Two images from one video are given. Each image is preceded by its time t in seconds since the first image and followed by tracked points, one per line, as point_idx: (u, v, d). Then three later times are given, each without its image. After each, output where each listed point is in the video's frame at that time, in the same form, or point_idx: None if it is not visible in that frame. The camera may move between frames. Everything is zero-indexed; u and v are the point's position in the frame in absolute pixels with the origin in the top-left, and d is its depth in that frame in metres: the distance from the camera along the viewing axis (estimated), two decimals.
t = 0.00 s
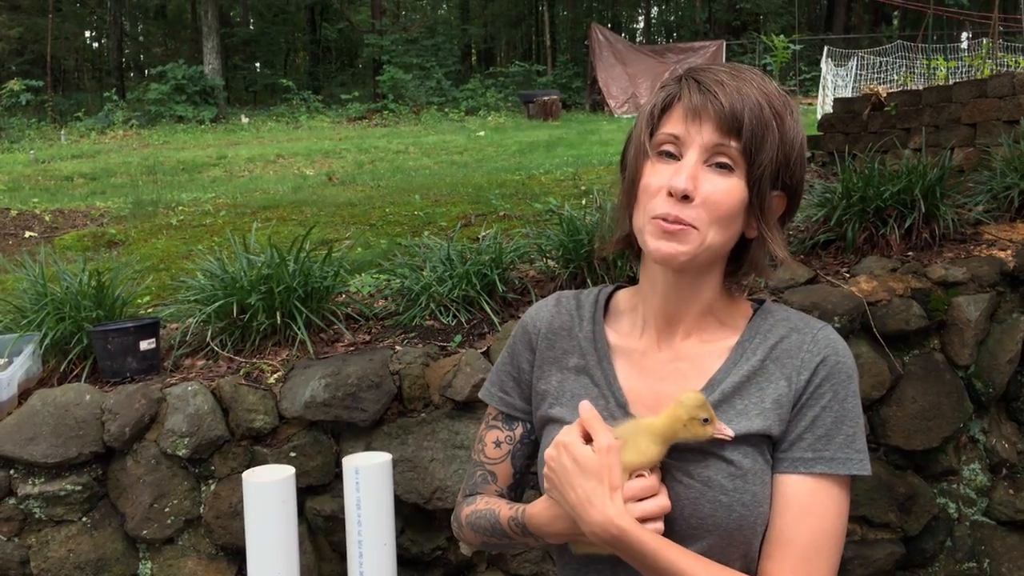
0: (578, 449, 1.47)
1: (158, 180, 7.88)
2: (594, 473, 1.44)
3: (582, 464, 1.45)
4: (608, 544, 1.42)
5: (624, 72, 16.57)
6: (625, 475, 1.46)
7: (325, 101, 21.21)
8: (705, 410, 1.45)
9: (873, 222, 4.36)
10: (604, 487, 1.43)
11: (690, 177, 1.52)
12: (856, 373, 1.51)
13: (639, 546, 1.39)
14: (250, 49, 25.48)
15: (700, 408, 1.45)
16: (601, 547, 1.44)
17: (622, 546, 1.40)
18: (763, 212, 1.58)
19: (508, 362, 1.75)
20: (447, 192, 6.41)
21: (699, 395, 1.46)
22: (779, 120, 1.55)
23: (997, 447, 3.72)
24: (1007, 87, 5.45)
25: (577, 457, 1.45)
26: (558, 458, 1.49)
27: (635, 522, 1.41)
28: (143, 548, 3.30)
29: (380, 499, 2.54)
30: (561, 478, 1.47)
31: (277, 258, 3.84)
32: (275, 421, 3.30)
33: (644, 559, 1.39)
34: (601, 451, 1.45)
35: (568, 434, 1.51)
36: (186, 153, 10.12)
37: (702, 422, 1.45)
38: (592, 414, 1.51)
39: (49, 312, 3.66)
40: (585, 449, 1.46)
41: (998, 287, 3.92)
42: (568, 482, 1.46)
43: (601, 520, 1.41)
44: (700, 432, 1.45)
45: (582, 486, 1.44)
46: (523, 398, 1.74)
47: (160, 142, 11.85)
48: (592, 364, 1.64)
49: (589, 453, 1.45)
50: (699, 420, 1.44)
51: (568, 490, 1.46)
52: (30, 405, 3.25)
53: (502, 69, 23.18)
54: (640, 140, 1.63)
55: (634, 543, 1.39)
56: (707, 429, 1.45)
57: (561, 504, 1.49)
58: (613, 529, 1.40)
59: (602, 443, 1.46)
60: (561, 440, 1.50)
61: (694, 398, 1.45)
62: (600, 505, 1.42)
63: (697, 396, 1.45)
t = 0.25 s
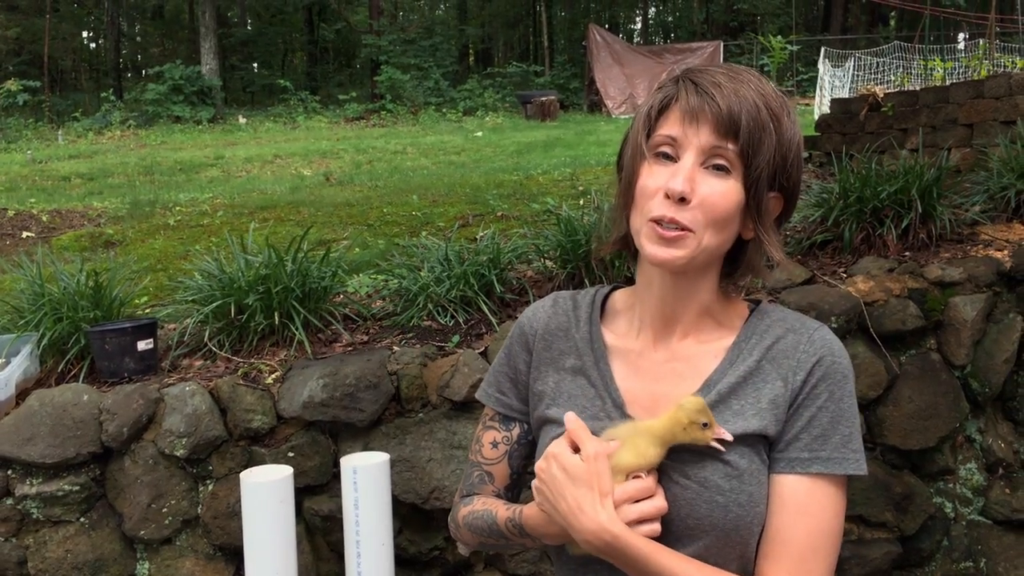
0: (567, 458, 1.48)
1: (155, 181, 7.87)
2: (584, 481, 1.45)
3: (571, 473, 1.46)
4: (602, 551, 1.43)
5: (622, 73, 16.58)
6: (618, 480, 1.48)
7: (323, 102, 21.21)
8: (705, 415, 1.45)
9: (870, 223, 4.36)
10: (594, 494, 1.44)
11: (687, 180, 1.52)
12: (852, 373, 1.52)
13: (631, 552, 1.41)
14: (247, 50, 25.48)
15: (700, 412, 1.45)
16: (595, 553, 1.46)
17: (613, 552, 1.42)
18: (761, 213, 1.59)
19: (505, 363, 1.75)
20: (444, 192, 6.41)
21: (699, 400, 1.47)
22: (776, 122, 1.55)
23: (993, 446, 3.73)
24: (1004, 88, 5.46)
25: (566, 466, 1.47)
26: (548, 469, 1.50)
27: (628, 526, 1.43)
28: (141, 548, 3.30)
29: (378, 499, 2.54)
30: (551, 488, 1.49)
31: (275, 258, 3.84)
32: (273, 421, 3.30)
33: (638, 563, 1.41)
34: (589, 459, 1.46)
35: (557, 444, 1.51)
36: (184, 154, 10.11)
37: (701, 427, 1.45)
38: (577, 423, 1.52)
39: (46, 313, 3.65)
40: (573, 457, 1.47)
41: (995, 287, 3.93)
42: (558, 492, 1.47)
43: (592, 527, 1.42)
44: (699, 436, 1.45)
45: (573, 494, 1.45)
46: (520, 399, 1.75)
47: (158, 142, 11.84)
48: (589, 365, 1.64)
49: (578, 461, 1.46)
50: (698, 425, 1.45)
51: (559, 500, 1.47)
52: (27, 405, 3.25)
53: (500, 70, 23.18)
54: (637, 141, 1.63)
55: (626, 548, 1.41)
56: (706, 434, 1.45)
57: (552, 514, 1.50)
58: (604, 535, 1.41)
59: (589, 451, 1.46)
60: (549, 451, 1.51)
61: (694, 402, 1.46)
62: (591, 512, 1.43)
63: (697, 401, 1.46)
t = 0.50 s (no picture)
0: (555, 452, 1.47)
1: (147, 172, 7.82)
2: (573, 475, 1.45)
3: (559, 466, 1.46)
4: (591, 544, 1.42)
5: (616, 65, 16.54)
6: (607, 475, 1.46)
7: (316, 93, 21.11)
8: (704, 414, 1.44)
9: (864, 216, 4.36)
10: (582, 487, 1.44)
11: (676, 167, 1.51)
12: (846, 366, 1.51)
13: (621, 544, 1.39)
14: (239, 40, 25.33)
15: (699, 411, 1.44)
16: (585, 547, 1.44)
17: (603, 544, 1.40)
18: (753, 205, 1.57)
19: (499, 354, 1.74)
20: (438, 185, 6.39)
21: (699, 398, 1.45)
22: (770, 112, 1.54)
23: (985, 439, 3.73)
24: (997, 81, 5.46)
25: (554, 459, 1.46)
26: (536, 464, 1.49)
27: (617, 519, 1.42)
28: (132, 540, 3.28)
29: (371, 492, 2.53)
30: (539, 483, 1.48)
31: (267, 250, 3.81)
32: (264, 414, 3.29)
33: (627, 556, 1.39)
34: (577, 453, 1.46)
35: (544, 440, 1.51)
36: (176, 145, 10.05)
37: (698, 427, 1.44)
38: (563, 418, 1.52)
39: (36, 304, 3.63)
40: (561, 451, 1.47)
41: (987, 280, 3.93)
42: (547, 486, 1.47)
43: (582, 519, 1.41)
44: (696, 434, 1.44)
45: (561, 488, 1.45)
46: (513, 390, 1.73)
47: (149, 133, 11.77)
48: (583, 356, 1.63)
49: (566, 455, 1.46)
50: (695, 425, 1.43)
51: (547, 494, 1.46)
52: (17, 397, 3.23)
53: (494, 61, 23.10)
54: (629, 129, 1.62)
55: (615, 540, 1.39)
56: (704, 434, 1.44)
57: (541, 510, 1.49)
58: (594, 527, 1.40)
59: (577, 444, 1.47)
60: (537, 446, 1.51)
61: (695, 401, 1.45)
62: (580, 504, 1.42)
63: (697, 400, 1.45)
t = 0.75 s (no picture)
0: (549, 446, 1.46)
1: (142, 162, 7.78)
2: (569, 467, 1.44)
3: (554, 460, 1.45)
4: (591, 537, 1.40)
5: (612, 56, 16.48)
6: (604, 470, 1.45)
7: (311, 83, 21.02)
8: (704, 419, 1.41)
9: (861, 207, 4.35)
10: (579, 479, 1.43)
11: (671, 165, 1.50)
12: (846, 357, 1.50)
13: (620, 534, 1.38)
14: (234, 30, 25.21)
15: (699, 416, 1.41)
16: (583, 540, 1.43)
17: (603, 535, 1.39)
18: (751, 198, 1.56)
19: (496, 344, 1.73)
20: (434, 175, 6.36)
21: (703, 401, 1.42)
22: (766, 105, 1.52)
23: (982, 430, 3.74)
24: (995, 72, 5.45)
25: (549, 454, 1.45)
26: (529, 460, 1.48)
27: (616, 508, 1.40)
28: (127, 532, 3.27)
29: (367, 483, 2.52)
30: (535, 479, 1.46)
31: (262, 241, 3.79)
32: (260, 405, 3.27)
33: (626, 548, 1.38)
34: (571, 445, 1.45)
35: (537, 435, 1.51)
36: (171, 135, 10.00)
37: (695, 429, 1.42)
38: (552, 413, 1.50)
39: (30, 295, 3.60)
40: (555, 445, 1.46)
41: (985, 271, 3.93)
42: (542, 481, 1.45)
43: (581, 510, 1.40)
44: (697, 436, 1.42)
45: (557, 482, 1.44)
46: (510, 381, 1.72)
47: (144, 124, 11.71)
48: (581, 347, 1.62)
49: (561, 449, 1.45)
50: (692, 427, 1.42)
51: (543, 489, 1.45)
52: (11, 388, 3.21)
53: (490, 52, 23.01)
54: (624, 123, 1.61)
55: (615, 531, 1.38)
56: (700, 438, 1.42)
57: (537, 506, 1.47)
58: (594, 516, 1.39)
59: (571, 437, 1.46)
60: (529, 443, 1.50)
61: (696, 403, 1.42)
62: (578, 495, 1.41)
63: (700, 403, 1.41)
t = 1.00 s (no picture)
0: (547, 442, 1.41)
1: (139, 155, 7.76)
2: (569, 464, 1.40)
3: (553, 456, 1.40)
4: (592, 533, 1.39)
5: (611, 48, 16.44)
6: (599, 466, 1.43)
7: (310, 76, 20.96)
8: (702, 422, 1.39)
9: (860, 200, 4.34)
10: (579, 475, 1.39)
11: (677, 159, 1.48)
12: (845, 355, 1.49)
13: (620, 532, 1.37)
14: (232, 22, 25.15)
15: (698, 418, 1.39)
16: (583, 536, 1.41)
17: (601, 532, 1.37)
18: (755, 189, 1.55)
19: (493, 339, 1.72)
20: (432, 168, 6.34)
21: (701, 403, 1.40)
22: (767, 94, 1.51)
23: (981, 424, 3.73)
24: (995, 65, 5.43)
25: (549, 449, 1.40)
26: (526, 456, 1.42)
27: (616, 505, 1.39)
28: (124, 526, 3.26)
29: (364, 477, 2.51)
30: (530, 474, 1.41)
31: (259, 233, 3.78)
32: (257, 399, 3.26)
33: (626, 545, 1.37)
34: (572, 441, 1.41)
35: (531, 428, 1.44)
36: (169, 128, 9.97)
37: (692, 433, 1.40)
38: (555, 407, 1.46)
39: (26, 288, 3.59)
40: (554, 440, 1.41)
41: (984, 265, 3.92)
42: (541, 478, 1.40)
43: (581, 508, 1.37)
44: (695, 439, 1.40)
45: (557, 480, 1.39)
46: (507, 375, 1.71)
47: (142, 116, 11.67)
48: (578, 342, 1.61)
49: (560, 445, 1.40)
50: (689, 430, 1.40)
51: (542, 486, 1.40)
52: (7, 381, 3.20)
53: (489, 44, 22.94)
54: (624, 118, 1.58)
55: (616, 528, 1.36)
56: (697, 441, 1.40)
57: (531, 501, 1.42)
58: (594, 515, 1.37)
59: (571, 433, 1.41)
60: (525, 436, 1.43)
61: (694, 406, 1.40)
62: (578, 493, 1.38)
63: (697, 406, 1.39)
